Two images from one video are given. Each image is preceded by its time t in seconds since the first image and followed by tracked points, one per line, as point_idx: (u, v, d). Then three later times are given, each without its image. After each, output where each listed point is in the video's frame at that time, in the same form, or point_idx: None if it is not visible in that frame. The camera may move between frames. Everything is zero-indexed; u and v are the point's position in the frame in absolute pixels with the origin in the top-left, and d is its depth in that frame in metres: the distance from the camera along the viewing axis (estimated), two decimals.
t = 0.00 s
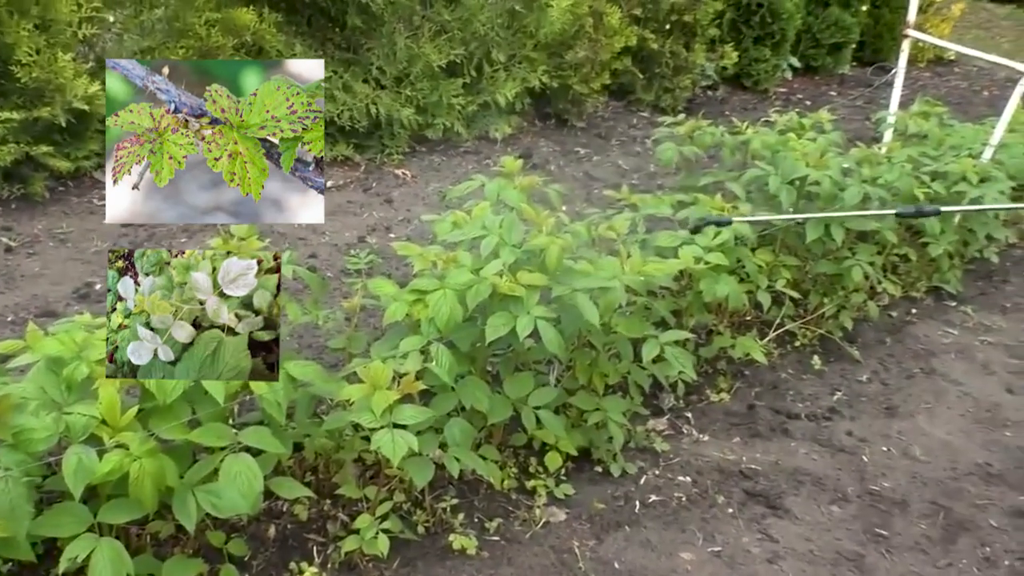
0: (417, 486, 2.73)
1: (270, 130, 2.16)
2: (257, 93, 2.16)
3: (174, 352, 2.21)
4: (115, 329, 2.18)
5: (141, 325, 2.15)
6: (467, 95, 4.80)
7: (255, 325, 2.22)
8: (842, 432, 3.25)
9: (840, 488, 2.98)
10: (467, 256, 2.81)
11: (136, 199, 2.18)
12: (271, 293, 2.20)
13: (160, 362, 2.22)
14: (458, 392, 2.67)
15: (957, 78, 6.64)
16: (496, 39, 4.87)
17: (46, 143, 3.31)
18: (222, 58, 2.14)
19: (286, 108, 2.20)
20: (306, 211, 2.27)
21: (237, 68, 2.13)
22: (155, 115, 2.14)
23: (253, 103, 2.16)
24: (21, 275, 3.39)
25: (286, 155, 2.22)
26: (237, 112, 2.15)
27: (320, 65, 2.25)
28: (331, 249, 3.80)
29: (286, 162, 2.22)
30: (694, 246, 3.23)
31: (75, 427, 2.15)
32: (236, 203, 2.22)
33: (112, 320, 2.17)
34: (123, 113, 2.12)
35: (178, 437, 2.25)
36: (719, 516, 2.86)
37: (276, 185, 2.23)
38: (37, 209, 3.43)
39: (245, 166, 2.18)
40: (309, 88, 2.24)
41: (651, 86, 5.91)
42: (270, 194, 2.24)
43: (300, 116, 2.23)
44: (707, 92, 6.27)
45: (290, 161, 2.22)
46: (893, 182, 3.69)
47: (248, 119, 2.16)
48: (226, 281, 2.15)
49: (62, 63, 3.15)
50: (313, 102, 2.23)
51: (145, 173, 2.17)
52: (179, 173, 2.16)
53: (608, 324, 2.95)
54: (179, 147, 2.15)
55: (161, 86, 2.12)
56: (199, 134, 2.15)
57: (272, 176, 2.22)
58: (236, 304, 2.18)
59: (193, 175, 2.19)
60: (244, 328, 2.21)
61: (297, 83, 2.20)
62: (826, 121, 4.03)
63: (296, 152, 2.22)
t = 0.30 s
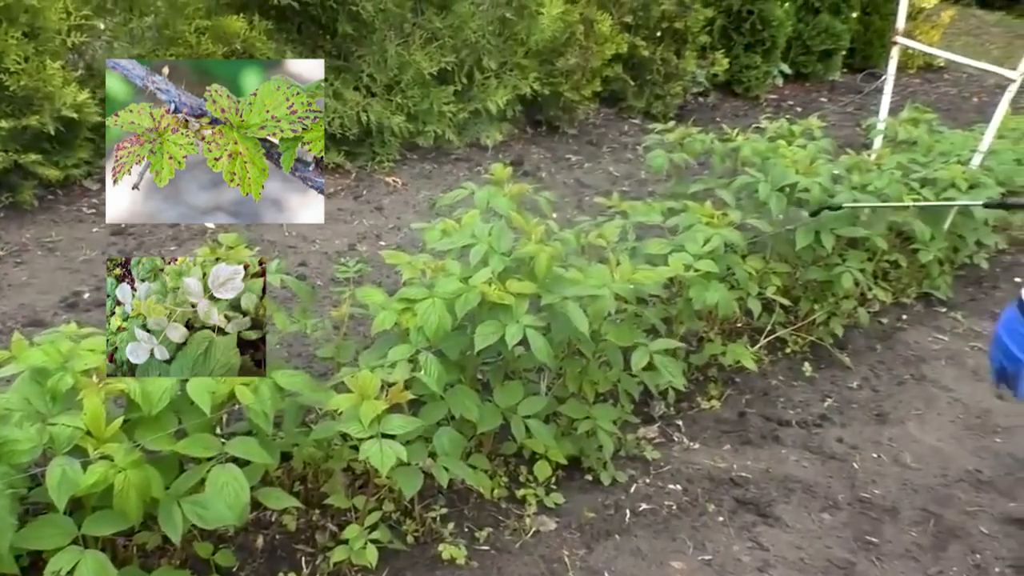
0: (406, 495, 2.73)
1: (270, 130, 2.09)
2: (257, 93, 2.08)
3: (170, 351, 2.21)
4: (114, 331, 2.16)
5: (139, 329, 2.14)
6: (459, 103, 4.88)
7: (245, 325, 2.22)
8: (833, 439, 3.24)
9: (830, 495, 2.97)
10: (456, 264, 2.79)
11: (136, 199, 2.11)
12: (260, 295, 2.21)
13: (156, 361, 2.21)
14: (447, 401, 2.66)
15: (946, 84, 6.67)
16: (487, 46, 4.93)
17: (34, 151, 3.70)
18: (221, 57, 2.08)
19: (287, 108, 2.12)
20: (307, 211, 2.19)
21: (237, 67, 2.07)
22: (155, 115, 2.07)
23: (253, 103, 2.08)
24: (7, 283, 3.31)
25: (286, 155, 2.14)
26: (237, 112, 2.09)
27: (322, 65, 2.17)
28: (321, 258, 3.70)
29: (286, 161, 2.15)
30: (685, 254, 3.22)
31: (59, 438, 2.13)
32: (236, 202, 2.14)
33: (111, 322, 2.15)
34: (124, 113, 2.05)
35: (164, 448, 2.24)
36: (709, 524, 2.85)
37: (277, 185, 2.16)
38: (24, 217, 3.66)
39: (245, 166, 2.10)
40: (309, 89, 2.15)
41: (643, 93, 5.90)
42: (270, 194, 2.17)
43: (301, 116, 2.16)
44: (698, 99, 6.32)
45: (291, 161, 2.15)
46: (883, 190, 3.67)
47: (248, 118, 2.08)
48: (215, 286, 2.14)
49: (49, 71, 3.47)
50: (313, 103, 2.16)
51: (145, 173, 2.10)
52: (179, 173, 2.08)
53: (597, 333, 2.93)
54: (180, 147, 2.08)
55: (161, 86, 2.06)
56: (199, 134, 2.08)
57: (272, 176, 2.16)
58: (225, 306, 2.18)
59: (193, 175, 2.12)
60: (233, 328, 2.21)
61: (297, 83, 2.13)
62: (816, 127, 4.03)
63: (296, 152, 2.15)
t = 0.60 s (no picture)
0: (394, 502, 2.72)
1: (270, 130, 2.09)
2: (257, 93, 2.08)
3: (170, 351, 2.21)
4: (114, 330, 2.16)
5: (138, 328, 2.14)
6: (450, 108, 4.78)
7: (244, 325, 2.22)
8: (823, 446, 3.23)
9: (820, 502, 2.96)
10: (444, 271, 2.77)
11: (136, 198, 2.11)
12: (260, 295, 2.20)
13: (156, 361, 2.20)
14: (435, 408, 2.64)
15: (937, 91, 6.68)
16: (478, 52, 4.86)
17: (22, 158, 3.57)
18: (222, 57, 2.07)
19: (287, 108, 2.12)
20: (308, 211, 2.18)
21: (237, 66, 2.06)
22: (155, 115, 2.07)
23: (253, 103, 2.08)
24: None
25: (286, 155, 2.14)
26: (237, 112, 2.09)
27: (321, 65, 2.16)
28: (311, 263, 3.66)
29: (286, 162, 2.14)
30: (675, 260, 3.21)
31: (41, 447, 2.10)
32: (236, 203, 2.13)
33: (111, 322, 2.15)
34: (124, 113, 2.05)
35: (148, 456, 2.20)
36: (699, 532, 2.83)
37: (277, 185, 2.15)
38: (10, 223, 3.59)
39: (245, 166, 2.11)
40: (310, 89, 2.15)
41: (635, 100, 5.89)
42: (270, 194, 2.16)
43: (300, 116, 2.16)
44: (690, 105, 6.33)
45: (291, 161, 2.14)
46: (873, 196, 3.66)
47: (248, 118, 2.09)
48: (215, 286, 2.16)
49: (38, 77, 3.37)
50: (314, 102, 2.16)
51: (145, 173, 2.10)
52: (179, 173, 2.09)
53: (585, 340, 2.92)
54: (180, 146, 2.08)
55: (161, 86, 2.06)
56: (199, 134, 2.08)
57: (272, 176, 2.15)
58: (225, 306, 2.19)
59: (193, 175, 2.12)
60: (233, 328, 2.21)
61: (297, 83, 2.13)
62: (806, 134, 4.02)
63: (296, 152, 2.15)
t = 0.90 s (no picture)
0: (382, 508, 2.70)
1: (270, 130, 2.06)
2: (257, 93, 2.05)
3: (171, 351, 2.16)
4: (114, 331, 2.12)
5: (139, 328, 2.10)
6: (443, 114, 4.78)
7: (245, 325, 2.18)
8: (814, 453, 3.21)
9: (811, 510, 2.95)
10: (434, 276, 2.75)
11: (136, 199, 2.05)
12: (261, 295, 2.16)
13: (156, 361, 2.16)
14: (424, 415, 2.62)
15: (930, 97, 6.68)
16: (472, 57, 4.88)
17: (10, 162, 3.57)
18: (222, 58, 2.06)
19: (286, 108, 2.09)
20: (307, 211, 2.14)
21: (237, 66, 2.04)
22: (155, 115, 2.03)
23: (252, 103, 2.05)
24: None
25: (286, 155, 2.11)
26: (237, 112, 2.06)
27: (321, 65, 2.13)
28: (301, 268, 3.60)
29: (286, 161, 2.10)
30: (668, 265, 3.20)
31: (23, 454, 2.09)
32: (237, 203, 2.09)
33: (111, 322, 2.11)
34: (124, 113, 2.01)
35: (132, 464, 2.18)
36: (689, 540, 2.82)
37: (277, 185, 2.11)
38: None
39: (245, 166, 2.07)
40: (309, 89, 2.11)
41: (628, 106, 5.88)
42: (270, 194, 2.12)
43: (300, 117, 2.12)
44: (683, 110, 6.32)
45: (291, 161, 2.10)
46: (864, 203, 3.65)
47: (248, 118, 2.06)
48: (215, 286, 2.12)
49: (27, 81, 3.40)
50: (313, 102, 2.12)
51: (145, 174, 2.04)
52: (180, 173, 2.04)
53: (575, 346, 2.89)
54: (179, 147, 2.04)
55: (162, 86, 2.02)
56: (199, 134, 2.05)
57: (272, 176, 2.11)
58: (225, 306, 2.14)
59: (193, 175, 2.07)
60: (233, 328, 2.17)
61: (297, 83, 2.10)
62: (799, 140, 4.01)
63: (296, 152, 2.11)
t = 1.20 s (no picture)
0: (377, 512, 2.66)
1: (270, 130, 2.05)
2: (257, 93, 2.04)
3: (171, 351, 2.12)
4: (114, 331, 2.07)
5: (139, 328, 2.04)
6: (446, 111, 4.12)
7: (245, 325, 2.14)
8: (811, 460, 3.20)
9: (808, 517, 2.92)
10: (429, 281, 2.74)
11: (136, 199, 2.03)
12: (260, 295, 2.12)
13: (157, 361, 2.12)
14: (419, 420, 2.61)
15: (929, 102, 6.67)
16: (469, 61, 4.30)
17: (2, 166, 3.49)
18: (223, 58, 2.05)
19: (286, 108, 2.09)
20: (307, 211, 2.13)
21: (238, 66, 2.03)
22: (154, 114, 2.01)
23: (253, 102, 2.04)
24: None
25: (286, 155, 2.10)
26: (237, 112, 2.05)
27: (321, 65, 2.14)
28: (297, 272, 3.41)
29: (286, 162, 2.10)
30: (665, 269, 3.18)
31: (11, 458, 2.08)
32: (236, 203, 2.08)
33: (111, 321, 2.06)
34: (123, 113, 1.99)
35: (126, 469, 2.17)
36: (684, 547, 2.79)
37: (277, 185, 2.10)
38: None
39: (245, 166, 2.05)
40: (309, 89, 2.11)
41: (627, 110, 5.87)
42: (270, 194, 2.11)
43: (300, 116, 2.12)
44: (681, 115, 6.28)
45: (290, 161, 2.10)
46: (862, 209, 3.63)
47: (248, 118, 2.04)
48: (215, 286, 2.07)
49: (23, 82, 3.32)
50: (313, 102, 2.11)
51: (145, 174, 2.02)
52: (180, 173, 2.02)
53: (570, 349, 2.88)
54: (179, 147, 2.02)
55: (161, 86, 2.00)
56: (200, 134, 2.04)
57: (272, 176, 2.10)
58: (225, 306, 2.10)
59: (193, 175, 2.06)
60: (233, 329, 2.14)
61: (297, 83, 2.09)
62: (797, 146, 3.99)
63: (296, 152, 2.10)
